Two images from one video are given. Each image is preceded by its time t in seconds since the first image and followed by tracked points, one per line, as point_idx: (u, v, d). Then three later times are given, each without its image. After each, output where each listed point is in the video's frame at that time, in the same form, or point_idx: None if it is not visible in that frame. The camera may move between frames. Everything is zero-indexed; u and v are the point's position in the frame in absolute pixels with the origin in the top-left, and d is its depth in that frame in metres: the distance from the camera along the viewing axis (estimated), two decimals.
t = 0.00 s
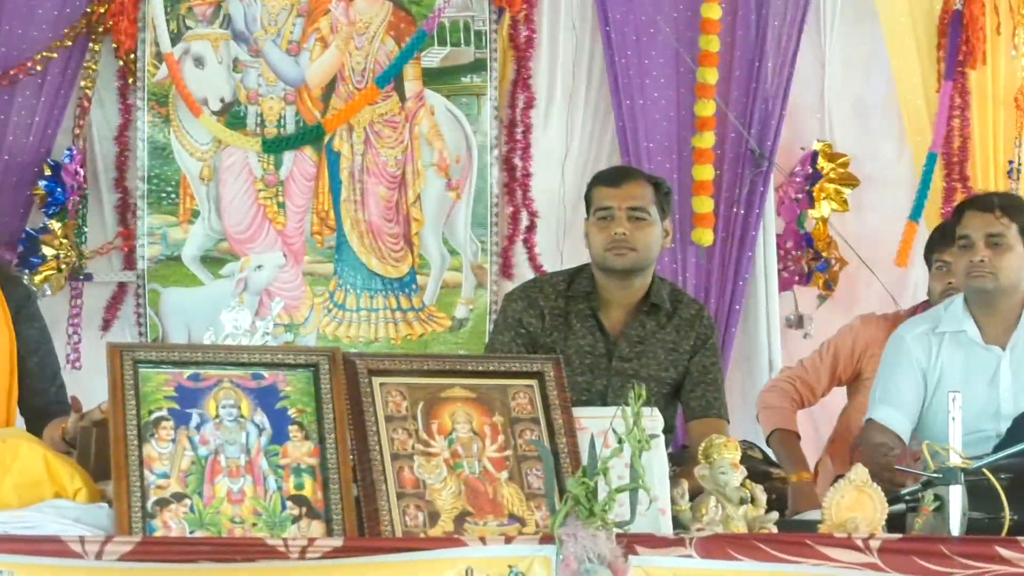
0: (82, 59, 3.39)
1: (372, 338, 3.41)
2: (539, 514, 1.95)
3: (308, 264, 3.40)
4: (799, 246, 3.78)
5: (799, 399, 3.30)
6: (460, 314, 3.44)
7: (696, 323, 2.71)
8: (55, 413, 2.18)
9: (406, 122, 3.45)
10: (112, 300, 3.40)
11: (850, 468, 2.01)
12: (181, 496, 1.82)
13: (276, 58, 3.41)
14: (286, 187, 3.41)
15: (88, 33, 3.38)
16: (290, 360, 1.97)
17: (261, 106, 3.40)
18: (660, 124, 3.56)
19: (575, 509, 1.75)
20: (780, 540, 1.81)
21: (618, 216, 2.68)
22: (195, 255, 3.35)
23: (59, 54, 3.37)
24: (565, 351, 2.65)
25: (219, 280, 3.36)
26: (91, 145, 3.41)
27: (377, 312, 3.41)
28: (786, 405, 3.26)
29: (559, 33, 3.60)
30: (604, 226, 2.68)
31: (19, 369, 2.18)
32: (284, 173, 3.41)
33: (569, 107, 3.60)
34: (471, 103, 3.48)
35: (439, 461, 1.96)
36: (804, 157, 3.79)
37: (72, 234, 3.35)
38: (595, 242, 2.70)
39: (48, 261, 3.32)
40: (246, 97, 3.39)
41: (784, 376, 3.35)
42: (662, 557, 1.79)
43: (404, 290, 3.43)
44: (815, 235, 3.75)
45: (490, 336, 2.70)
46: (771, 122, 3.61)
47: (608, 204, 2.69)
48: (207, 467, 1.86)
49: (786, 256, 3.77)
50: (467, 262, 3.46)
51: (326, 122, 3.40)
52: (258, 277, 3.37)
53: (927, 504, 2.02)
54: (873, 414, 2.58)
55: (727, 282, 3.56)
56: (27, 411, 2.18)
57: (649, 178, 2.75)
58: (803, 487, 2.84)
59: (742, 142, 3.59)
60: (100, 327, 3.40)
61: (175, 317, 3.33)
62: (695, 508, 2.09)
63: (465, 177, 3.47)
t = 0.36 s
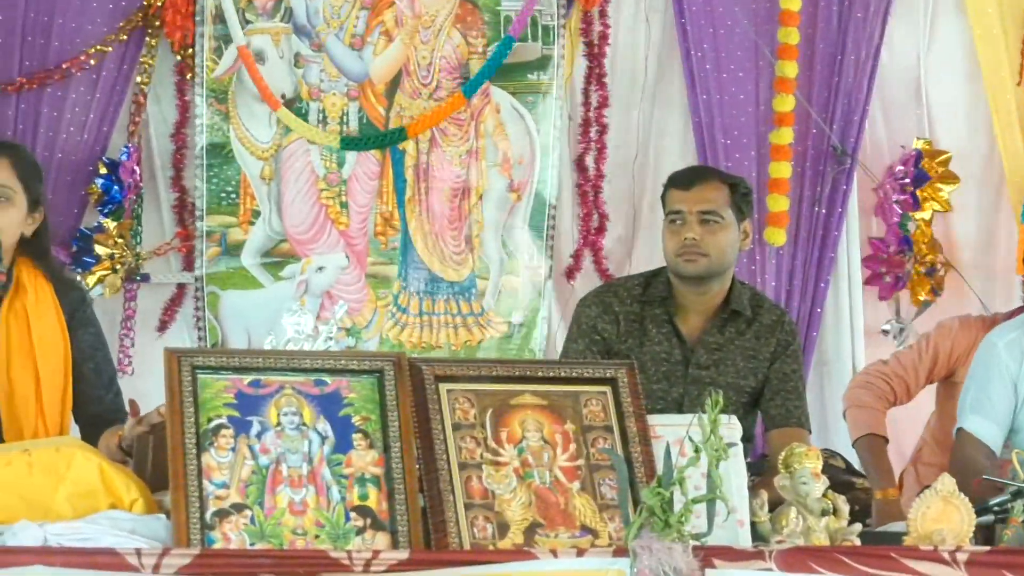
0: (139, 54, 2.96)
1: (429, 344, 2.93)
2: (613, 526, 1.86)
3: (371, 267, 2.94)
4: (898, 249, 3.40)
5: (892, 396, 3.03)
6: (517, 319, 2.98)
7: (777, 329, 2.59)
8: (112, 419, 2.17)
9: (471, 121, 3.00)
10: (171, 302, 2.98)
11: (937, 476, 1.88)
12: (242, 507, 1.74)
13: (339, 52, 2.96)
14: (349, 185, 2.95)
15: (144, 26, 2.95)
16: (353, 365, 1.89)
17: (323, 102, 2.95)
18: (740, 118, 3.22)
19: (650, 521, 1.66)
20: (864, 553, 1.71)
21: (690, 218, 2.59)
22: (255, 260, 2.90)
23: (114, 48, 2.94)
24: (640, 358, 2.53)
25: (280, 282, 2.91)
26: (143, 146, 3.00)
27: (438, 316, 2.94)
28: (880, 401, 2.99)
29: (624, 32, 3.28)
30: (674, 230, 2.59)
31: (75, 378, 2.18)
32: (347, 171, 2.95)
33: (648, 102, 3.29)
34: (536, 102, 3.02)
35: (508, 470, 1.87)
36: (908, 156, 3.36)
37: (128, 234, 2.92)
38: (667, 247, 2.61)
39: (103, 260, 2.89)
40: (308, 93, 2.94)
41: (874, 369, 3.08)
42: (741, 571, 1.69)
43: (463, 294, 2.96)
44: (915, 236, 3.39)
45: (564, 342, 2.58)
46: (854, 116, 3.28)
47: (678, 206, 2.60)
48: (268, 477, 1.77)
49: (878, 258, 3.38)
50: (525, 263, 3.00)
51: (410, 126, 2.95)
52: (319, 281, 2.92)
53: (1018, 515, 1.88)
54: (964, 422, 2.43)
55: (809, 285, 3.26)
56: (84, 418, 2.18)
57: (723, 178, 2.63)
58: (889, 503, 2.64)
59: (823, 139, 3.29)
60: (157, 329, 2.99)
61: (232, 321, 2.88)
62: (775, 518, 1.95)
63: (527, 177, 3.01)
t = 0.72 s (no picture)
0: (195, 49, 2.78)
1: (500, 350, 2.74)
2: (689, 539, 1.76)
3: (437, 268, 2.75)
4: (1019, 250, 3.20)
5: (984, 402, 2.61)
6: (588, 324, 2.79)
7: (861, 335, 2.47)
8: (168, 427, 2.09)
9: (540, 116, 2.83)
10: (232, 306, 2.79)
11: None
12: (304, 519, 1.65)
13: (403, 46, 2.78)
14: (414, 184, 2.77)
15: (202, 16, 2.77)
16: (418, 372, 1.80)
17: (388, 98, 2.77)
18: (821, 115, 3.06)
19: (728, 534, 1.54)
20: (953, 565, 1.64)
21: (768, 219, 2.46)
22: (317, 262, 2.71)
23: (170, 42, 2.76)
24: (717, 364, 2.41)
25: (342, 285, 2.71)
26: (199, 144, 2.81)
27: (508, 320, 2.75)
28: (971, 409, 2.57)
29: (697, 26, 3.12)
30: (751, 231, 2.47)
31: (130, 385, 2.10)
32: (411, 170, 2.77)
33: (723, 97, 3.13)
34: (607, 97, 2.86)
35: (581, 480, 1.77)
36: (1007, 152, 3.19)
37: (189, 235, 2.73)
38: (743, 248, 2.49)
39: (166, 263, 2.70)
40: (371, 89, 2.77)
41: (962, 371, 2.65)
42: None
43: (533, 298, 2.78)
44: None
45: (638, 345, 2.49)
46: (941, 111, 3.12)
47: (754, 205, 2.48)
48: (330, 488, 1.68)
49: (1000, 264, 3.20)
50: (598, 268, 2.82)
51: (488, 125, 2.78)
52: (383, 283, 2.73)
53: None
54: None
55: (894, 287, 3.08)
56: (138, 426, 2.10)
57: (802, 176, 2.52)
58: (975, 514, 2.39)
59: (908, 135, 3.13)
60: (219, 334, 2.79)
61: (293, 325, 2.69)
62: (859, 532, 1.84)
63: (598, 174, 2.84)
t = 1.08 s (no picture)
0: (259, 45, 2.58)
1: (574, 354, 2.56)
2: (770, 550, 1.67)
3: (507, 270, 2.58)
4: None
5: None
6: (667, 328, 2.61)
7: (948, 337, 2.34)
8: (231, 434, 2.02)
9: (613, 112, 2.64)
10: (302, 311, 2.62)
11: None
12: (371, 529, 1.59)
13: (473, 41, 2.59)
14: (485, 185, 2.59)
15: (266, 11, 2.56)
16: (490, 377, 1.73)
17: (456, 95, 2.58)
18: (903, 112, 2.90)
19: (810, 544, 1.45)
20: None
21: (851, 223, 2.36)
22: (385, 266, 2.55)
23: (234, 37, 2.55)
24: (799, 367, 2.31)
25: (410, 288, 2.55)
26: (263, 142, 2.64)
27: (581, 323, 2.57)
28: None
29: (777, 19, 2.96)
30: (832, 234, 2.37)
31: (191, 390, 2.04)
32: (482, 170, 2.59)
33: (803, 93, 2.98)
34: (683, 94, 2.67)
35: (657, 489, 1.69)
36: None
37: (255, 237, 2.53)
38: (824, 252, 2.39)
39: (231, 267, 2.51)
40: (440, 86, 2.58)
41: None
42: None
43: (608, 300, 2.60)
44: None
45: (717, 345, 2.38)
46: None
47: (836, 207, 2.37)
48: (399, 496, 1.62)
49: None
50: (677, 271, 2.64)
51: (565, 125, 2.59)
52: (452, 285, 2.56)
53: None
54: None
55: (982, 290, 2.92)
56: (200, 434, 2.04)
57: (887, 176, 2.40)
58: None
59: (995, 131, 2.95)
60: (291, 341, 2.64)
61: (360, 330, 2.55)
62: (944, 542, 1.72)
63: (676, 173, 2.66)
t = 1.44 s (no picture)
0: (393, 38, 2.48)
1: (715, 359, 2.42)
2: (924, 561, 1.56)
3: (648, 271, 2.45)
4: None
5: None
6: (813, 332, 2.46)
7: None
8: (364, 440, 1.86)
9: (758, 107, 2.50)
10: (438, 315, 2.51)
11: None
12: (510, 539, 1.51)
13: (612, 33, 2.48)
14: (625, 183, 2.47)
15: (400, 4, 2.46)
16: (632, 382, 1.65)
17: (596, 90, 2.47)
18: None
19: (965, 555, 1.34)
20: None
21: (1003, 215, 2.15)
22: (524, 267, 2.44)
23: (366, 32, 2.44)
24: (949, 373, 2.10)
25: (550, 290, 2.44)
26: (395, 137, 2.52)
27: (724, 327, 2.43)
28: None
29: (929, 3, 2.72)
30: (982, 227, 2.16)
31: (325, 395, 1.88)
32: (622, 167, 2.47)
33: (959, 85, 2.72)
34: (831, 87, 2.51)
35: (806, 498, 1.59)
36: None
37: (389, 237, 2.44)
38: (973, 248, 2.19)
39: (367, 269, 2.40)
40: (579, 81, 2.47)
41: None
42: None
43: (753, 302, 2.46)
44: None
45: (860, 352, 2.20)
46: None
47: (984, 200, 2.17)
48: (539, 505, 1.55)
49: None
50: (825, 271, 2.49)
51: (703, 121, 2.45)
52: (592, 287, 2.44)
53: None
54: None
55: None
56: (334, 440, 1.88)
57: None
58: None
59: None
60: (429, 343, 2.52)
61: (499, 334, 2.43)
62: None
63: (823, 171, 2.50)
